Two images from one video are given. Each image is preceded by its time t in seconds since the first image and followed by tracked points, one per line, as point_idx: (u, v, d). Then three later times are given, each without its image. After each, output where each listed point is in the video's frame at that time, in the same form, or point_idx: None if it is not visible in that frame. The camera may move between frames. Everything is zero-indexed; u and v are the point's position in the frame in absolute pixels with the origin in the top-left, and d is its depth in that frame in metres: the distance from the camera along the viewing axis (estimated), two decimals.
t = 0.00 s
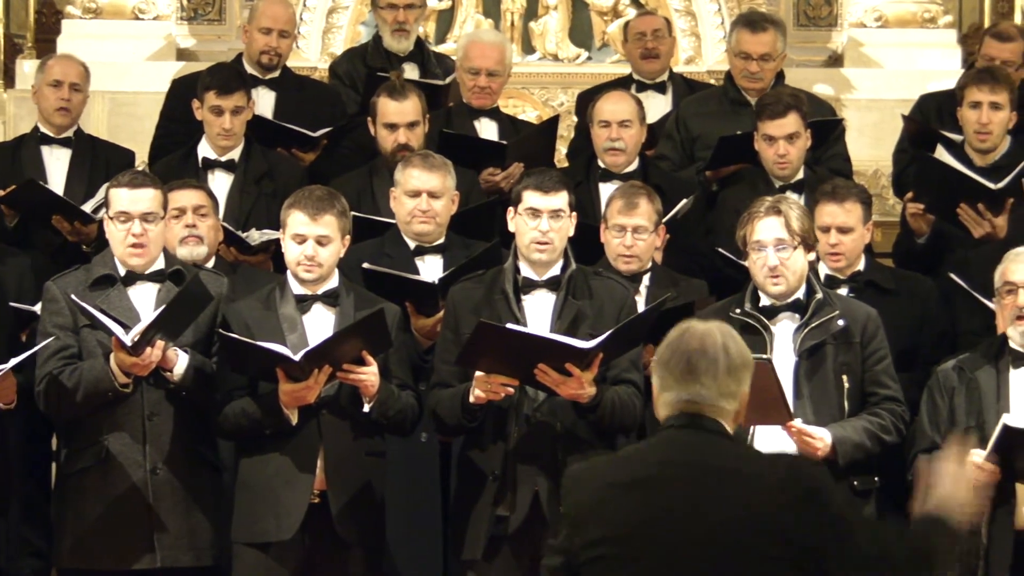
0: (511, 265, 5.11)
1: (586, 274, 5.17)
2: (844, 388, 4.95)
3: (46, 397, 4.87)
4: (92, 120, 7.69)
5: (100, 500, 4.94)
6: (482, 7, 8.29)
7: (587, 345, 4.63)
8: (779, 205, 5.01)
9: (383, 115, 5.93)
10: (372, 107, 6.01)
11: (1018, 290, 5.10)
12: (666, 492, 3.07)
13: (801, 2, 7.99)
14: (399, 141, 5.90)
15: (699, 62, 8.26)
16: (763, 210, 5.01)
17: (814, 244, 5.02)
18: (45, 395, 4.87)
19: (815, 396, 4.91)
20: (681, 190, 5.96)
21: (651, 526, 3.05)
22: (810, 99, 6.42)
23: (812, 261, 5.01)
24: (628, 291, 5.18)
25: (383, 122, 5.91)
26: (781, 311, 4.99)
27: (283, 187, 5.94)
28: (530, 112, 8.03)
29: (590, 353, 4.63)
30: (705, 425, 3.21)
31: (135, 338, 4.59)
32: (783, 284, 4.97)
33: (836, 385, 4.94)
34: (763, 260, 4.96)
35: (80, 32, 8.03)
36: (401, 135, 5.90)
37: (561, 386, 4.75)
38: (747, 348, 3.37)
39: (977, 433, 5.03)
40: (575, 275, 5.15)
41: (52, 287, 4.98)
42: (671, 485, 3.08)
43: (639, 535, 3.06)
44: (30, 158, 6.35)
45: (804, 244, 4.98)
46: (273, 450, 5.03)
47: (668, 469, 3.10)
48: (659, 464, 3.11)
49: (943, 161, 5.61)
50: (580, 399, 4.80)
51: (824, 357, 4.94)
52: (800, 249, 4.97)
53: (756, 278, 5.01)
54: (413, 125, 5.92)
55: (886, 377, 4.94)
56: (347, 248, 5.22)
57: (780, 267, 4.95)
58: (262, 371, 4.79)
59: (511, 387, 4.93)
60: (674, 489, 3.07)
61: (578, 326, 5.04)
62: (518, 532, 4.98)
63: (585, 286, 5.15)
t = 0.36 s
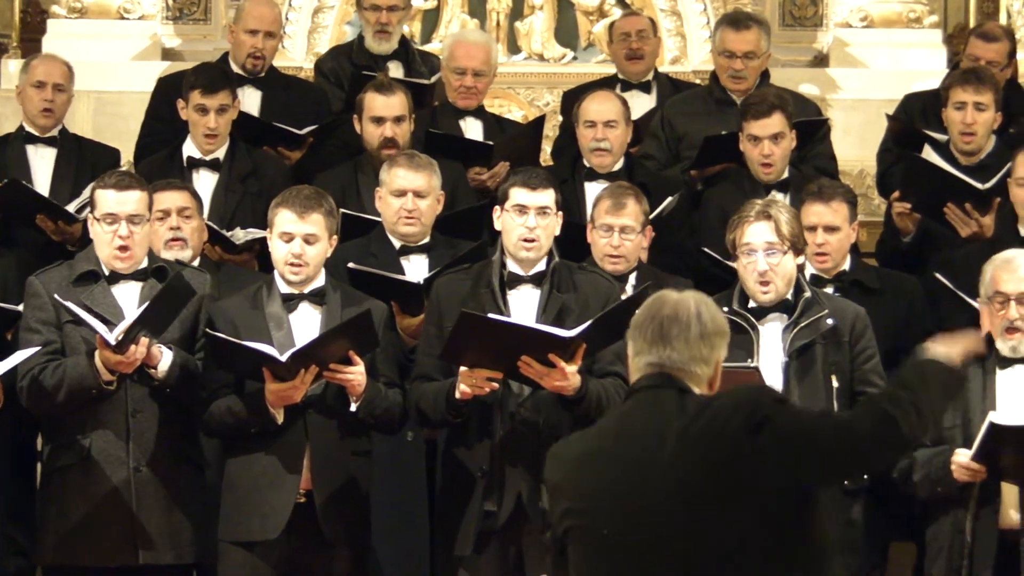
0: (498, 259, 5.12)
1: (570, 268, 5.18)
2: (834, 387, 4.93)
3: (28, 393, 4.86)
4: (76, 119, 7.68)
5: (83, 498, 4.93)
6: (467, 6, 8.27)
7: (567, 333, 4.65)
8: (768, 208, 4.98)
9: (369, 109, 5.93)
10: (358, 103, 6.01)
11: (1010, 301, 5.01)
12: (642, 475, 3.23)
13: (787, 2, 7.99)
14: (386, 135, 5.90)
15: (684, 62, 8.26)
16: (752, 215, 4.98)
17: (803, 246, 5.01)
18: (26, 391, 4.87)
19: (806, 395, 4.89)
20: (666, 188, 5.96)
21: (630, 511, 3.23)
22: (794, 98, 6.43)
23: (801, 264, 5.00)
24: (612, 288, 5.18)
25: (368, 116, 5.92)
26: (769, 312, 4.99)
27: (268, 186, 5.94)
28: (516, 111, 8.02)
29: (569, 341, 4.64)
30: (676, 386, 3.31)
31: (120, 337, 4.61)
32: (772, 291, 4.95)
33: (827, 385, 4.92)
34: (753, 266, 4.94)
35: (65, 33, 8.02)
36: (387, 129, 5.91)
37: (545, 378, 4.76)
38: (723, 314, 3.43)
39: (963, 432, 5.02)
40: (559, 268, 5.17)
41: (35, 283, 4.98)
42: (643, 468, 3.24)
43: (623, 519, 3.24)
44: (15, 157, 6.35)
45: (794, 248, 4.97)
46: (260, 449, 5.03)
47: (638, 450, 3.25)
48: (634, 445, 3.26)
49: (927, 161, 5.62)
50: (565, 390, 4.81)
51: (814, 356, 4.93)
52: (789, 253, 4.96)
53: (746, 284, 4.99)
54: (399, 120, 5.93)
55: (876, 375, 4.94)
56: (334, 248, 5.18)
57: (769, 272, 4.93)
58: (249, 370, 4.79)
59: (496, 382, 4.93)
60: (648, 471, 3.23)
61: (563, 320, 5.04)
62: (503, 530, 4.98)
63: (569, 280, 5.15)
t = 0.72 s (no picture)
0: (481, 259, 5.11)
1: (552, 267, 5.19)
2: (817, 387, 4.95)
3: (9, 390, 4.86)
4: (59, 119, 7.68)
5: (65, 497, 4.92)
6: (451, 6, 8.29)
7: (551, 340, 4.64)
8: (752, 212, 4.93)
9: (354, 117, 5.90)
10: (344, 105, 5.97)
11: (1001, 301, 4.94)
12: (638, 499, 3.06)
13: (770, 1, 8.07)
14: (370, 144, 5.89)
15: (667, 62, 8.26)
16: (736, 218, 4.94)
17: (787, 248, 4.97)
18: (8, 387, 4.86)
19: (789, 397, 4.92)
20: (649, 186, 5.96)
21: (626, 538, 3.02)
22: (777, 97, 6.44)
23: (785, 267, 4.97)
24: (594, 285, 5.19)
25: (354, 124, 5.89)
26: (752, 313, 4.98)
27: (251, 185, 5.94)
28: (500, 109, 8.00)
29: (553, 348, 4.64)
30: (667, 418, 3.21)
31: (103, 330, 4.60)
32: (754, 292, 4.94)
33: (810, 386, 4.93)
34: (735, 270, 4.92)
35: (49, 33, 8.02)
36: (372, 139, 5.89)
37: (528, 381, 4.76)
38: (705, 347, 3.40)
39: (949, 433, 5.01)
40: (541, 267, 5.18)
41: (17, 280, 4.97)
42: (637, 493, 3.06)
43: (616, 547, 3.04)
44: None
45: (777, 251, 4.93)
46: (243, 450, 5.02)
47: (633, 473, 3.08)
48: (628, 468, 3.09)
49: (911, 160, 5.62)
50: (547, 393, 4.81)
51: (798, 357, 4.93)
52: (773, 257, 4.93)
53: (729, 284, 4.97)
54: (385, 129, 5.91)
55: (861, 375, 4.95)
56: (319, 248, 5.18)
57: (753, 276, 4.91)
58: (233, 370, 4.78)
59: (479, 379, 4.92)
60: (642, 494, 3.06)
61: (546, 320, 5.05)
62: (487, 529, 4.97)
63: (551, 278, 5.16)
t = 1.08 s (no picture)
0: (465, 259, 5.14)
1: (536, 266, 5.18)
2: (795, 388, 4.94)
3: None
4: (43, 119, 7.66)
5: (49, 498, 4.92)
6: (435, 7, 8.29)
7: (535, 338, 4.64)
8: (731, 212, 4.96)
9: (344, 120, 5.89)
10: (331, 108, 5.95)
11: (995, 307, 4.93)
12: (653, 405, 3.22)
13: (754, 1, 8.12)
14: (359, 147, 5.89)
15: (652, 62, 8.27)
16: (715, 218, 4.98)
17: (765, 249, 4.99)
18: None
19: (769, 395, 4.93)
20: (634, 186, 5.97)
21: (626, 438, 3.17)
22: (761, 97, 6.44)
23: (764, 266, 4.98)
24: (578, 284, 5.19)
25: (344, 126, 5.89)
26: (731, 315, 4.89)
27: (236, 185, 5.94)
28: (484, 108, 8.01)
29: (538, 347, 4.65)
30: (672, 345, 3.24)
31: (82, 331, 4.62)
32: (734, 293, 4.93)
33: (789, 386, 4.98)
34: (715, 270, 4.92)
35: (32, 32, 7.99)
36: (361, 142, 5.90)
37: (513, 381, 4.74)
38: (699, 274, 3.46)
39: (938, 430, 4.95)
40: (526, 266, 5.18)
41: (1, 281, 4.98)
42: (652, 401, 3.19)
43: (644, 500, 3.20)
44: None
45: (756, 251, 4.96)
46: (228, 450, 5.02)
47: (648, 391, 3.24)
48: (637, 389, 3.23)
49: (895, 162, 5.63)
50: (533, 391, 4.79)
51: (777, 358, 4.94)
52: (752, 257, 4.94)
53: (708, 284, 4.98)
54: (374, 133, 5.91)
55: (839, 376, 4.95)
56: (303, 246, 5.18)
57: (733, 277, 4.91)
58: (218, 371, 4.78)
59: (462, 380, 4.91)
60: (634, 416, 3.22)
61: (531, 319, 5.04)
62: (472, 529, 4.97)
63: (535, 278, 5.16)
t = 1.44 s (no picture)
0: (450, 258, 5.09)
1: (522, 265, 5.18)
2: (774, 388, 4.90)
3: None
4: (29, 119, 7.67)
5: (35, 498, 4.93)
6: (422, 7, 8.30)
7: (520, 333, 4.63)
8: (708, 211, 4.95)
9: (332, 120, 5.89)
10: (319, 107, 5.96)
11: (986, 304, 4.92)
12: (705, 473, 1.74)
13: (740, 1, 8.15)
14: (347, 146, 5.89)
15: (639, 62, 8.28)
16: (692, 217, 4.96)
17: (743, 247, 4.98)
18: None
19: (748, 391, 4.83)
20: (619, 186, 5.97)
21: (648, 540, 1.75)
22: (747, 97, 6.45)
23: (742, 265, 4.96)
24: (563, 284, 5.19)
25: (332, 126, 5.88)
26: (711, 312, 4.93)
27: (222, 184, 5.95)
28: (470, 110, 7.98)
29: (523, 340, 4.63)
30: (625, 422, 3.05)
31: (72, 334, 4.59)
32: (713, 292, 4.91)
33: (768, 385, 4.88)
34: (693, 270, 4.91)
35: (18, 31, 8.02)
36: (350, 141, 5.89)
37: (498, 377, 4.77)
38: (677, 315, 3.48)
39: (927, 429, 4.94)
40: (512, 265, 5.18)
41: None
42: (689, 461, 1.74)
43: None
44: None
45: (733, 251, 4.94)
46: (214, 450, 5.02)
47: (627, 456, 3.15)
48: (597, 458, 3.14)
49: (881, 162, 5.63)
50: (518, 387, 4.81)
51: (757, 357, 4.86)
52: (731, 256, 4.93)
53: (687, 284, 4.96)
54: (362, 132, 5.90)
55: (818, 375, 4.91)
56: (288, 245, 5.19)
57: (712, 276, 4.89)
58: (204, 371, 4.77)
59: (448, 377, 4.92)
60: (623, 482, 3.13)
61: (518, 318, 5.04)
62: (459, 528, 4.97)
63: (521, 277, 5.15)
